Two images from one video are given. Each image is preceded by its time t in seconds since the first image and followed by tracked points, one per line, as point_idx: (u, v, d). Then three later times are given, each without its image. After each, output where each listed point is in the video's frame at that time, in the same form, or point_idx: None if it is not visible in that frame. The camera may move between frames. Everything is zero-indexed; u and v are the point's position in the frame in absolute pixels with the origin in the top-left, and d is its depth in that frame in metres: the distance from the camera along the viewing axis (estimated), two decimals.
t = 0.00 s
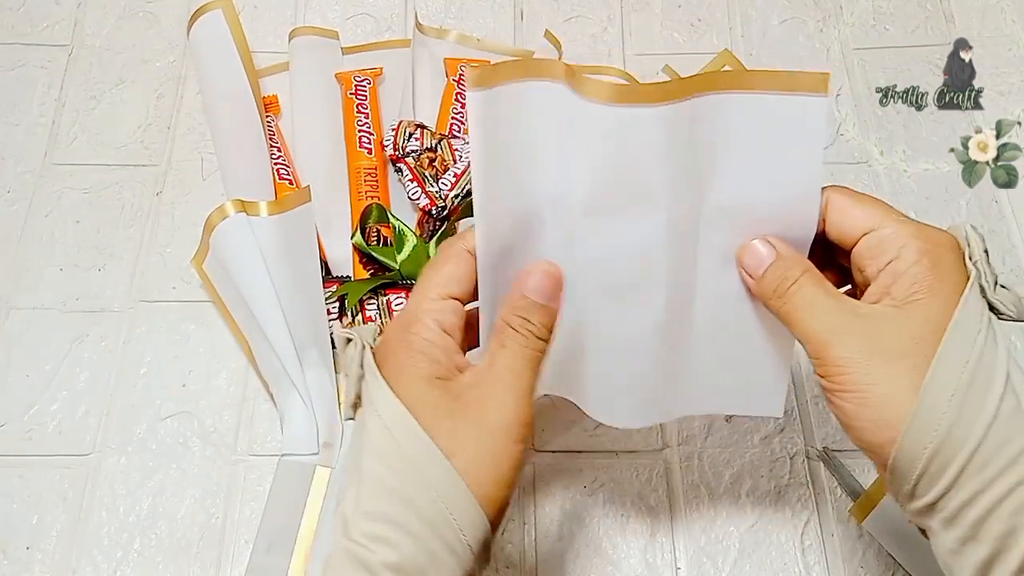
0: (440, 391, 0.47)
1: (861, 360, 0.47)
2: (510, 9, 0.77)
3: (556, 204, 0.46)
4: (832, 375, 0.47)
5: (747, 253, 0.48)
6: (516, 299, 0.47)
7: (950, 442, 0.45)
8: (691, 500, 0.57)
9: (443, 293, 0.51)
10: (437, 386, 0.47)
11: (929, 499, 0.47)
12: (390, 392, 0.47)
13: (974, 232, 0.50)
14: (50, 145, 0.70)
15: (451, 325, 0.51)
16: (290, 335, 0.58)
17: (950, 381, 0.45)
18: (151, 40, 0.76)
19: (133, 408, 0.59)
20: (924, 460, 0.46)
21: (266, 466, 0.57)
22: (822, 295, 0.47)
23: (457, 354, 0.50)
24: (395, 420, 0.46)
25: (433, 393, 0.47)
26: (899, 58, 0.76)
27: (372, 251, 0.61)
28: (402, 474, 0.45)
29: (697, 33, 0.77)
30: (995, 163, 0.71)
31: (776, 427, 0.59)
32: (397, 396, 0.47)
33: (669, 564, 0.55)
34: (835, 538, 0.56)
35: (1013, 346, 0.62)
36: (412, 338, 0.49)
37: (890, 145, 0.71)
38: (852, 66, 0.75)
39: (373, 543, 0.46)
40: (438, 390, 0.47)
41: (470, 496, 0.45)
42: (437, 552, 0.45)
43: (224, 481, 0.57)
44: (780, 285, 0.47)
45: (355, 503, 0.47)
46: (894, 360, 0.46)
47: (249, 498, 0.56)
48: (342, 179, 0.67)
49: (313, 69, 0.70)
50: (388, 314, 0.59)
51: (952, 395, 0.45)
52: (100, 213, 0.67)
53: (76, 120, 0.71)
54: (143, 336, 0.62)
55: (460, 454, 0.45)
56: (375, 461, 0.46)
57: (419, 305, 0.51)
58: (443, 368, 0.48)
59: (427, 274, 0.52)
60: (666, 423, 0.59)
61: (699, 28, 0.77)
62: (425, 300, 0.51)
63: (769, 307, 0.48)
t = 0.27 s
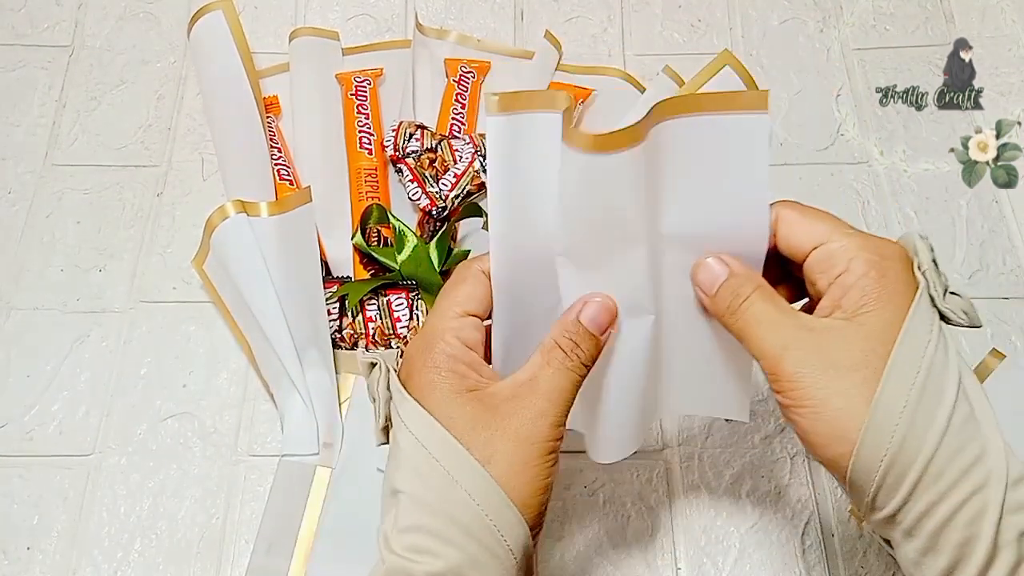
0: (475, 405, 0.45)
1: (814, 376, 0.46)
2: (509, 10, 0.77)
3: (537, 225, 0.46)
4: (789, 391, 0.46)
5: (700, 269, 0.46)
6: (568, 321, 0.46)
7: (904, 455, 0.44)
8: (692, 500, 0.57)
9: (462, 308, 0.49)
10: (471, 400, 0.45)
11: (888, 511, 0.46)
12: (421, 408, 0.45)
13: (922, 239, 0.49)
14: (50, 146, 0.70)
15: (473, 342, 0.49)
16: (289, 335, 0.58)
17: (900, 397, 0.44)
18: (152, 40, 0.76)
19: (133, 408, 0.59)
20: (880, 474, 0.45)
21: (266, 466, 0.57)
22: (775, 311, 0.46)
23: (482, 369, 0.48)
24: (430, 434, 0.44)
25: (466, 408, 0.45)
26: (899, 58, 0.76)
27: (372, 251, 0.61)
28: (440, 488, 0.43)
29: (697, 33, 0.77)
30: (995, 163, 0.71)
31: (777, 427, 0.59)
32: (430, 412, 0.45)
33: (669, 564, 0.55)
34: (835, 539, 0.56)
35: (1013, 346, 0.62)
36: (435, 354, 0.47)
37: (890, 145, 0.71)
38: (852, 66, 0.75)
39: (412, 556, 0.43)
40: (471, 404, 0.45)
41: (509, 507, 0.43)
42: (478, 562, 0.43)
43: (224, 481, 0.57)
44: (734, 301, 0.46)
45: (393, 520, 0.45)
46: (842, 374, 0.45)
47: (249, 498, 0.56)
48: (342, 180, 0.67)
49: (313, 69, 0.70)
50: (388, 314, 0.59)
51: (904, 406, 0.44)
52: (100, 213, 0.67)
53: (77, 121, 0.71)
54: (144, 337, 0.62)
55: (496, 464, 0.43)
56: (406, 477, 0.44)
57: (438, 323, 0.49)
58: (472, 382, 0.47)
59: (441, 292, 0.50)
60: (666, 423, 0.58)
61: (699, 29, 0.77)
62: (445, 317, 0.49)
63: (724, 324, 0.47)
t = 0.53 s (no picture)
0: (478, 405, 0.44)
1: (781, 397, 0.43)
2: (509, 9, 0.77)
3: (505, 248, 0.45)
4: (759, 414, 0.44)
5: (664, 278, 0.44)
6: (561, 317, 0.44)
7: (870, 484, 0.41)
8: (692, 500, 0.57)
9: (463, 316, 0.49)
10: (475, 401, 0.44)
11: (865, 530, 0.43)
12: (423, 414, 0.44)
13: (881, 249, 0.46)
14: (50, 145, 0.70)
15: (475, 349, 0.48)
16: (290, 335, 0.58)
17: (865, 418, 0.41)
18: (151, 40, 0.76)
19: (133, 408, 0.59)
20: (849, 501, 0.42)
21: (266, 466, 0.57)
22: (742, 330, 0.44)
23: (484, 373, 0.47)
24: (436, 440, 0.42)
25: (470, 408, 0.44)
26: (900, 58, 0.76)
27: (372, 250, 0.61)
28: (449, 492, 0.41)
29: (697, 33, 0.77)
30: (995, 163, 0.71)
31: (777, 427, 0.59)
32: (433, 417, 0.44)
33: (669, 564, 0.55)
34: (836, 539, 0.56)
35: (1013, 346, 0.62)
36: (435, 362, 0.46)
37: (890, 145, 0.71)
38: (852, 66, 0.75)
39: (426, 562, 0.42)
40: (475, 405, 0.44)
41: (520, 507, 0.42)
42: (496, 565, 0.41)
43: (224, 481, 0.57)
44: (697, 319, 0.44)
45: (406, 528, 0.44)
46: (805, 398, 0.42)
47: (249, 498, 0.56)
48: (342, 179, 0.67)
49: (314, 69, 0.70)
50: (388, 314, 0.59)
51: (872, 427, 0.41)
52: (100, 213, 0.67)
53: (76, 120, 0.71)
54: (144, 337, 0.62)
55: (504, 463, 0.42)
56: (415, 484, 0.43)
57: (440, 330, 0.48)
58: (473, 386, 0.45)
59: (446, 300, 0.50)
60: (666, 422, 0.58)
61: (699, 28, 0.77)
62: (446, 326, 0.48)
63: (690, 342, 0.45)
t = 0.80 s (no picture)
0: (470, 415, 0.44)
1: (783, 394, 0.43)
2: (510, 9, 0.77)
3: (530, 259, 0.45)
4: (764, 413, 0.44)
5: (644, 297, 0.44)
6: (569, 328, 0.42)
7: (881, 471, 0.42)
8: (692, 500, 0.57)
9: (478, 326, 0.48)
10: (468, 411, 0.44)
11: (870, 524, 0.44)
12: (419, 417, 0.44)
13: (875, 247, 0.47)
14: (50, 145, 0.70)
15: (485, 360, 0.47)
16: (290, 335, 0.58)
17: (874, 405, 0.42)
18: (151, 40, 0.76)
19: (133, 408, 0.59)
20: (861, 488, 0.43)
21: (266, 465, 0.57)
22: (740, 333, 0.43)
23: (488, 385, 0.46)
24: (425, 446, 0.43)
25: (461, 418, 0.44)
26: (900, 59, 0.76)
27: (372, 250, 0.61)
28: (434, 500, 0.42)
29: (698, 33, 0.77)
30: (995, 163, 0.71)
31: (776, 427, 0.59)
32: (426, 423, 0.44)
33: (669, 564, 0.55)
34: (835, 539, 0.56)
35: (1013, 346, 0.63)
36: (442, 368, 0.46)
37: (890, 145, 0.71)
38: (852, 66, 0.75)
39: (408, 567, 0.43)
40: (469, 415, 0.44)
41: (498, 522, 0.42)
42: None
43: (224, 481, 0.57)
44: (688, 329, 0.43)
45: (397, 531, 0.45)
46: (808, 396, 0.43)
47: (249, 498, 0.56)
48: (342, 179, 0.67)
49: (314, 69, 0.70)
50: (388, 314, 0.60)
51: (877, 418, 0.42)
52: (100, 213, 0.67)
53: (76, 120, 0.71)
54: (144, 337, 0.62)
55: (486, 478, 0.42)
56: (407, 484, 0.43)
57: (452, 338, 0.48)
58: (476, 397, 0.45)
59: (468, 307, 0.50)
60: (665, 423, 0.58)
61: (699, 29, 0.77)
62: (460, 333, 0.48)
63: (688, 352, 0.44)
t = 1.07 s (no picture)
0: (452, 529, 0.44)
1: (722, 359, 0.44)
2: (510, 9, 0.78)
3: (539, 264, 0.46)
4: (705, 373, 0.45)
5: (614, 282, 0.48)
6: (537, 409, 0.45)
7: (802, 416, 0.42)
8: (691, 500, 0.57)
9: (484, 441, 0.48)
10: (450, 517, 0.44)
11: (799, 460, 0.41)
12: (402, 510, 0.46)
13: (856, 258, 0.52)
14: (50, 146, 0.70)
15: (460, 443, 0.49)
16: (291, 335, 0.58)
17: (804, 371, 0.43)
18: (152, 41, 0.76)
19: (134, 408, 0.59)
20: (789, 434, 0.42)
21: (266, 465, 0.58)
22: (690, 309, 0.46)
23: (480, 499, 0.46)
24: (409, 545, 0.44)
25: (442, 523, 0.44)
26: (900, 59, 0.76)
27: (372, 250, 0.61)
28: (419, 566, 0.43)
29: (698, 33, 0.77)
30: (995, 163, 0.71)
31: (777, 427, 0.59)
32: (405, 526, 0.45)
33: (669, 564, 0.55)
34: (835, 539, 0.56)
35: (1013, 346, 0.63)
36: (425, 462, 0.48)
37: (890, 145, 0.71)
38: (852, 66, 0.76)
39: None
40: (451, 518, 0.44)
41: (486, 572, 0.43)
42: None
43: (224, 481, 0.57)
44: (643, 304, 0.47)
45: None
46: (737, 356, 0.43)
47: (250, 498, 0.56)
48: (342, 179, 0.67)
49: (314, 70, 0.70)
50: (388, 314, 0.60)
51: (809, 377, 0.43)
52: (100, 213, 0.67)
53: (77, 121, 0.71)
54: (144, 337, 0.62)
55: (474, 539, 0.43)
56: (381, 536, 0.45)
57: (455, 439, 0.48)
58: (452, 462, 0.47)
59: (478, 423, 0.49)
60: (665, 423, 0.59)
61: (699, 29, 0.77)
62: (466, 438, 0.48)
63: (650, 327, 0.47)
